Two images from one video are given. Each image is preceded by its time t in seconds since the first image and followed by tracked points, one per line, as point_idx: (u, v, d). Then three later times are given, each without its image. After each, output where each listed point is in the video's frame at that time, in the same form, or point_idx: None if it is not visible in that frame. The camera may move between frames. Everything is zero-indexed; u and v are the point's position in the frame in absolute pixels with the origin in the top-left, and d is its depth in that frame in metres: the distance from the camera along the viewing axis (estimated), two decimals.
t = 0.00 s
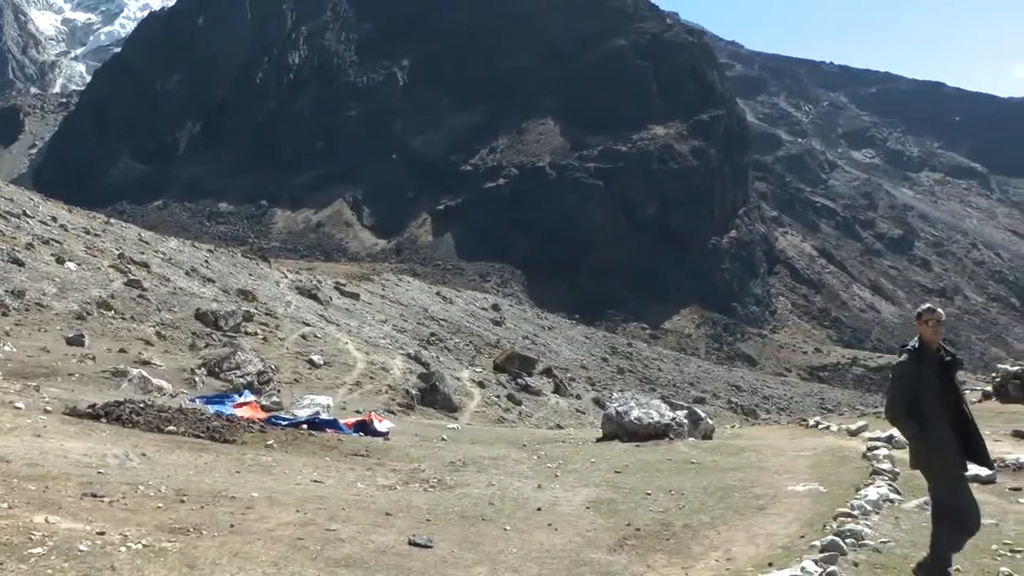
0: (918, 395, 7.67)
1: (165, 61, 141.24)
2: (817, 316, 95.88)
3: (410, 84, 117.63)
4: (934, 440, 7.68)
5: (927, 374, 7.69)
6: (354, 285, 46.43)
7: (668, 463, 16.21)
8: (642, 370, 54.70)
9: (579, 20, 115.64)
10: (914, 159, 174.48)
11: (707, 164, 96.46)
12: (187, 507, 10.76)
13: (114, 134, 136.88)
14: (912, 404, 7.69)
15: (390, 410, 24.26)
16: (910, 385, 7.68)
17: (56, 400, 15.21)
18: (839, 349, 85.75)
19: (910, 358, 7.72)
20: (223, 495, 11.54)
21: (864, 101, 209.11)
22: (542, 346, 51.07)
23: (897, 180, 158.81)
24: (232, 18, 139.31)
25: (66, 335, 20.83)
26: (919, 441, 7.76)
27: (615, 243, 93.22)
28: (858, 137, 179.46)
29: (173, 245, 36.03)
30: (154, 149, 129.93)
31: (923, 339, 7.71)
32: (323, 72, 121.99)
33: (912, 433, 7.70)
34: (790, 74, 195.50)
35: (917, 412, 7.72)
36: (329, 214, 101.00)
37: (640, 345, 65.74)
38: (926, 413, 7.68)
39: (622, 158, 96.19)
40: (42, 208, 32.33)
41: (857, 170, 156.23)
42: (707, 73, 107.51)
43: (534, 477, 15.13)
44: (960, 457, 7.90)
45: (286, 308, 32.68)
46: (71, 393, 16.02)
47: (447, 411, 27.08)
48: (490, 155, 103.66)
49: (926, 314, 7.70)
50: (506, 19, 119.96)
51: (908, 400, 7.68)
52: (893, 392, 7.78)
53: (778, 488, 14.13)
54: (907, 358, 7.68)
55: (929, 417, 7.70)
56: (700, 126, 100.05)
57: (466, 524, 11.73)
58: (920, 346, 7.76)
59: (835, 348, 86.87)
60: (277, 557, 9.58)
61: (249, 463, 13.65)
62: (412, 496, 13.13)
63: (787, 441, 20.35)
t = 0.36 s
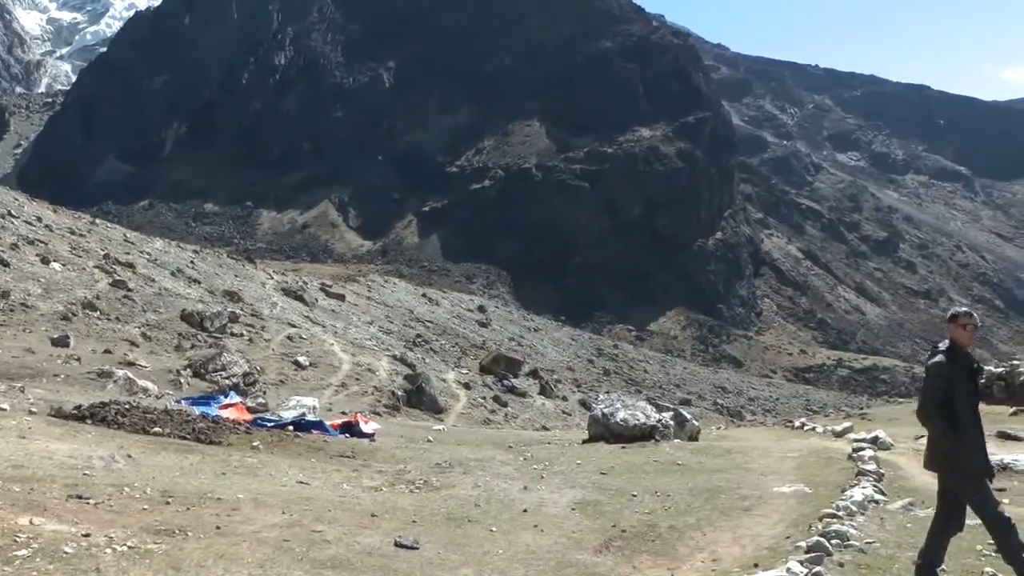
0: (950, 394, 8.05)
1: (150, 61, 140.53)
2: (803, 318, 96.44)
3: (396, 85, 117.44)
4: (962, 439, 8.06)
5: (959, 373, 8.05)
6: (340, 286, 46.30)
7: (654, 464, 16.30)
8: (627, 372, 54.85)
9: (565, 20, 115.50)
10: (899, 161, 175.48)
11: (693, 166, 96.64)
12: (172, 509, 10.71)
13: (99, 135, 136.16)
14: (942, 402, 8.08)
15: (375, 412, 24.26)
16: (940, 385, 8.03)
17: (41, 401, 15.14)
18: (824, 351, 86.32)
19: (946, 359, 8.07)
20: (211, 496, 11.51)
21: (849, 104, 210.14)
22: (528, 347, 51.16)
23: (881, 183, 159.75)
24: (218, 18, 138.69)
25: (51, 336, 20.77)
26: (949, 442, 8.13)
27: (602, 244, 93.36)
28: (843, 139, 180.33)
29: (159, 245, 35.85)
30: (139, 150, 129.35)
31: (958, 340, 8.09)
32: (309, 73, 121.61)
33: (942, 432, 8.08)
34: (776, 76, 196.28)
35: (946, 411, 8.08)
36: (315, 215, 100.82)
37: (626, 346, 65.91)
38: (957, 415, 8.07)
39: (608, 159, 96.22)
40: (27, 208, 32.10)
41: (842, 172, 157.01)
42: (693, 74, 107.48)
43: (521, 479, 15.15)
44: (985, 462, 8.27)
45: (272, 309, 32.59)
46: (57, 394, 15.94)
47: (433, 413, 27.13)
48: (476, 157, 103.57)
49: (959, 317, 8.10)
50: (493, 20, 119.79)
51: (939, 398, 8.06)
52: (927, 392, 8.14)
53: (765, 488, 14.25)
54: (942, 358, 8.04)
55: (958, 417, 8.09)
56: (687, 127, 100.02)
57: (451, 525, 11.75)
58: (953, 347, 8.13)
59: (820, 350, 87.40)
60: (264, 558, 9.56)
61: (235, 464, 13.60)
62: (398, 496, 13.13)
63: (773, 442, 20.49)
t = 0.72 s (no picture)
0: (995, 397, 7.89)
1: (125, 62, 139.39)
2: (779, 319, 97.18)
3: (372, 87, 117.17)
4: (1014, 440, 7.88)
5: (996, 377, 7.91)
6: (316, 288, 46.11)
7: (630, 465, 16.40)
8: (604, 373, 55.07)
9: (542, 22, 115.20)
10: (873, 163, 177.32)
11: (669, 168, 96.86)
12: (147, 514, 10.65)
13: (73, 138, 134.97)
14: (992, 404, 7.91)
15: (352, 414, 24.22)
16: (977, 379, 7.91)
17: (15, 406, 14.99)
18: (799, 352, 87.07)
19: (980, 363, 7.94)
20: (185, 500, 11.42)
21: (825, 106, 211.67)
22: (505, 349, 51.22)
23: (856, 185, 161.12)
24: (193, 19, 137.64)
25: (25, 340, 20.57)
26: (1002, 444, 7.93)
27: (580, 246, 93.43)
28: (818, 141, 181.94)
29: (134, 248, 35.56)
30: (114, 152, 128.30)
31: (986, 344, 7.96)
32: (285, 74, 121.05)
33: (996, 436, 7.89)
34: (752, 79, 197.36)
35: (992, 415, 7.92)
36: (290, 217, 100.49)
37: (603, 348, 66.22)
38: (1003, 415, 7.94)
39: (584, 161, 96.32)
40: None
41: (817, 174, 158.29)
42: (669, 76, 107.41)
43: (497, 481, 15.15)
44: None
45: (248, 312, 32.39)
46: (30, 399, 15.78)
47: (410, 415, 27.10)
48: (453, 159, 103.39)
49: (982, 318, 8.01)
50: (469, 21, 119.55)
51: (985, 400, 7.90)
52: (968, 397, 7.99)
53: (741, 489, 14.38)
54: (980, 362, 7.90)
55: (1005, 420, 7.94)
56: (663, 129, 100.05)
57: (428, 527, 11.76)
58: (983, 352, 7.98)
59: (795, 350, 88.21)
60: (240, 562, 9.52)
61: (211, 469, 13.52)
62: (374, 500, 13.09)
63: (748, 443, 20.65)
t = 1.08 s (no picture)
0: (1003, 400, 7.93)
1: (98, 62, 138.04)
2: (753, 321, 97.95)
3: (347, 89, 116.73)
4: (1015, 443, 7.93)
5: (1009, 378, 7.95)
6: (292, 291, 45.87)
7: (606, 466, 16.50)
8: (580, 375, 55.22)
9: (517, 23, 115.01)
10: (847, 166, 179.16)
11: (644, 170, 97.10)
12: (122, 518, 10.60)
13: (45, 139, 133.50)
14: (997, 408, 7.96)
15: (327, 417, 24.18)
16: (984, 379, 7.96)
17: None
18: (774, 353, 87.87)
19: (993, 364, 7.99)
20: (161, 504, 11.36)
21: (799, 109, 213.21)
22: (480, 351, 51.26)
23: (830, 187, 162.61)
24: (167, 19, 136.55)
25: None
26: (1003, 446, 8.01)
27: (555, 247, 93.58)
28: (792, 144, 183.53)
29: (109, 250, 35.24)
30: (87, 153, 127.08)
31: (1001, 344, 8.01)
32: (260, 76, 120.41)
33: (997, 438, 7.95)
34: (726, 82, 198.66)
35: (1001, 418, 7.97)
36: (266, 219, 100.03)
37: (579, 350, 66.47)
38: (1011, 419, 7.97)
39: (560, 163, 96.42)
40: None
41: (791, 177, 159.63)
42: (644, 78, 107.65)
43: (472, 483, 15.19)
44: None
45: (223, 314, 32.19)
46: (3, 403, 15.65)
47: (385, 417, 27.10)
48: (428, 161, 103.11)
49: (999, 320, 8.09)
50: (445, 23, 119.29)
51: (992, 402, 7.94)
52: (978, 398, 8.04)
53: (716, 489, 14.50)
54: (988, 362, 7.98)
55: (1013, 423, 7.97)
56: (638, 131, 100.25)
57: (405, 530, 11.76)
58: (999, 352, 8.04)
59: (770, 351, 88.97)
60: (215, 566, 9.51)
61: (186, 472, 13.45)
62: (350, 502, 13.06)
63: (723, 443, 20.87)
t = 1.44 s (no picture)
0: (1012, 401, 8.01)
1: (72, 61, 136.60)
2: (729, 322, 98.64)
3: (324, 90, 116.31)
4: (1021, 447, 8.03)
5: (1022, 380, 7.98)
6: (267, 292, 45.59)
7: (581, 467, 16.61)
8: (555, 376, 55.35)
9: (493, 23, 114.85)
10: (822, 168, 180.69)
11: (620, 171, 97.40)
12: (97, 521, 10.58)
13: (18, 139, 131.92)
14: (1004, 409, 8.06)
15: (303, 419, 24.17)
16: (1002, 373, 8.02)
17: None
18: (749, 354, 88.55)
19: (1006, 362, 8.03)
20: (136, 507, 11.29)
21: (775, 111, 214.57)
22: (456, 352, 51.26)
23: (804, 189, 163.89)
24: (141, 18, 135.37)
25: None
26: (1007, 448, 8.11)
27: (530, 249, 93.68)
28: (768, 145, 184.76)
29: (82, 251, 34.87)
30: (60, 153, 125.71)
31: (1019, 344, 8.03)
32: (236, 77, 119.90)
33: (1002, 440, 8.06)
34: (702, 84, 199.63)
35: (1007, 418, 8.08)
36: (241, 220, 99.52)
37: (555, 351, 66.57)
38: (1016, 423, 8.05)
39: (536, 164, 96.51)
40: None
41: (767, 179, 160.68)
42: (621, 80, 107.94)
43: (449, 484, 15.24)
44: None
45: (198, 316, 31.98)
46: None
47: (361, 418, 27.13)
48: (404, 162, 102.75)
49: None
50: (422, 24, 118.89)
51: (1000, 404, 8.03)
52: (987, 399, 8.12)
53: (691, 490, 14.61)
54: (1003, 360, 8.02)
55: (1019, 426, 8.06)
56: (614, 132, 100.49)
57: (381, 531, 11.77)
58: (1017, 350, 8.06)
59: (745, 352, 89.65)
60: (189, 570, 9.54)
61: (162, 475, 13.38)
62: (325, 504, 13.06)
63: (698, 443, 21.05)
